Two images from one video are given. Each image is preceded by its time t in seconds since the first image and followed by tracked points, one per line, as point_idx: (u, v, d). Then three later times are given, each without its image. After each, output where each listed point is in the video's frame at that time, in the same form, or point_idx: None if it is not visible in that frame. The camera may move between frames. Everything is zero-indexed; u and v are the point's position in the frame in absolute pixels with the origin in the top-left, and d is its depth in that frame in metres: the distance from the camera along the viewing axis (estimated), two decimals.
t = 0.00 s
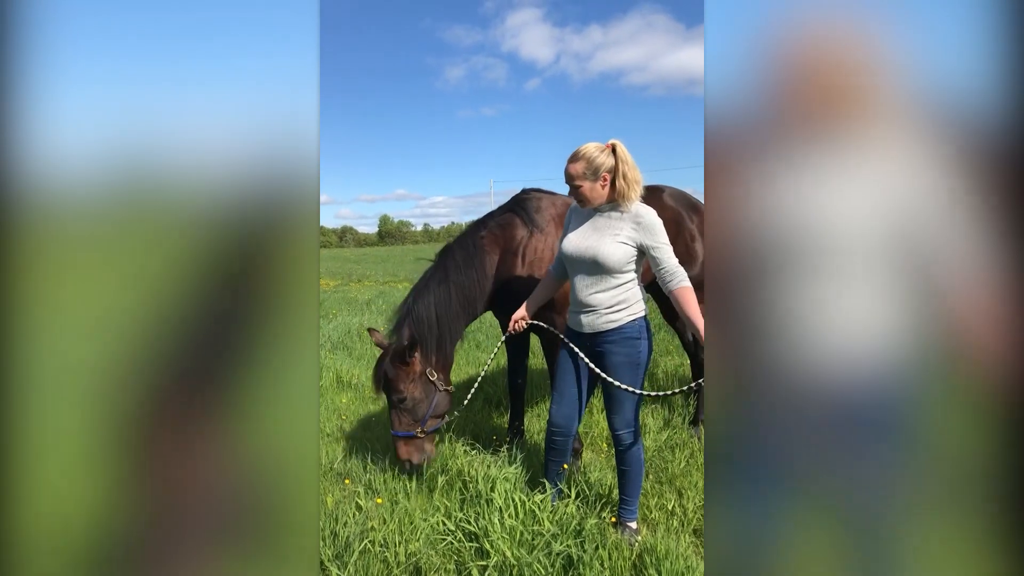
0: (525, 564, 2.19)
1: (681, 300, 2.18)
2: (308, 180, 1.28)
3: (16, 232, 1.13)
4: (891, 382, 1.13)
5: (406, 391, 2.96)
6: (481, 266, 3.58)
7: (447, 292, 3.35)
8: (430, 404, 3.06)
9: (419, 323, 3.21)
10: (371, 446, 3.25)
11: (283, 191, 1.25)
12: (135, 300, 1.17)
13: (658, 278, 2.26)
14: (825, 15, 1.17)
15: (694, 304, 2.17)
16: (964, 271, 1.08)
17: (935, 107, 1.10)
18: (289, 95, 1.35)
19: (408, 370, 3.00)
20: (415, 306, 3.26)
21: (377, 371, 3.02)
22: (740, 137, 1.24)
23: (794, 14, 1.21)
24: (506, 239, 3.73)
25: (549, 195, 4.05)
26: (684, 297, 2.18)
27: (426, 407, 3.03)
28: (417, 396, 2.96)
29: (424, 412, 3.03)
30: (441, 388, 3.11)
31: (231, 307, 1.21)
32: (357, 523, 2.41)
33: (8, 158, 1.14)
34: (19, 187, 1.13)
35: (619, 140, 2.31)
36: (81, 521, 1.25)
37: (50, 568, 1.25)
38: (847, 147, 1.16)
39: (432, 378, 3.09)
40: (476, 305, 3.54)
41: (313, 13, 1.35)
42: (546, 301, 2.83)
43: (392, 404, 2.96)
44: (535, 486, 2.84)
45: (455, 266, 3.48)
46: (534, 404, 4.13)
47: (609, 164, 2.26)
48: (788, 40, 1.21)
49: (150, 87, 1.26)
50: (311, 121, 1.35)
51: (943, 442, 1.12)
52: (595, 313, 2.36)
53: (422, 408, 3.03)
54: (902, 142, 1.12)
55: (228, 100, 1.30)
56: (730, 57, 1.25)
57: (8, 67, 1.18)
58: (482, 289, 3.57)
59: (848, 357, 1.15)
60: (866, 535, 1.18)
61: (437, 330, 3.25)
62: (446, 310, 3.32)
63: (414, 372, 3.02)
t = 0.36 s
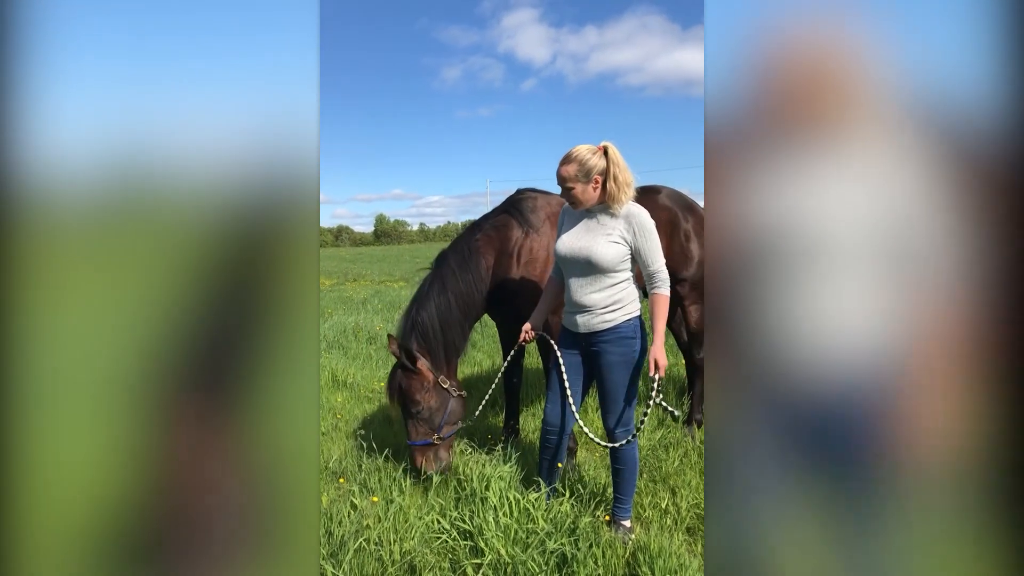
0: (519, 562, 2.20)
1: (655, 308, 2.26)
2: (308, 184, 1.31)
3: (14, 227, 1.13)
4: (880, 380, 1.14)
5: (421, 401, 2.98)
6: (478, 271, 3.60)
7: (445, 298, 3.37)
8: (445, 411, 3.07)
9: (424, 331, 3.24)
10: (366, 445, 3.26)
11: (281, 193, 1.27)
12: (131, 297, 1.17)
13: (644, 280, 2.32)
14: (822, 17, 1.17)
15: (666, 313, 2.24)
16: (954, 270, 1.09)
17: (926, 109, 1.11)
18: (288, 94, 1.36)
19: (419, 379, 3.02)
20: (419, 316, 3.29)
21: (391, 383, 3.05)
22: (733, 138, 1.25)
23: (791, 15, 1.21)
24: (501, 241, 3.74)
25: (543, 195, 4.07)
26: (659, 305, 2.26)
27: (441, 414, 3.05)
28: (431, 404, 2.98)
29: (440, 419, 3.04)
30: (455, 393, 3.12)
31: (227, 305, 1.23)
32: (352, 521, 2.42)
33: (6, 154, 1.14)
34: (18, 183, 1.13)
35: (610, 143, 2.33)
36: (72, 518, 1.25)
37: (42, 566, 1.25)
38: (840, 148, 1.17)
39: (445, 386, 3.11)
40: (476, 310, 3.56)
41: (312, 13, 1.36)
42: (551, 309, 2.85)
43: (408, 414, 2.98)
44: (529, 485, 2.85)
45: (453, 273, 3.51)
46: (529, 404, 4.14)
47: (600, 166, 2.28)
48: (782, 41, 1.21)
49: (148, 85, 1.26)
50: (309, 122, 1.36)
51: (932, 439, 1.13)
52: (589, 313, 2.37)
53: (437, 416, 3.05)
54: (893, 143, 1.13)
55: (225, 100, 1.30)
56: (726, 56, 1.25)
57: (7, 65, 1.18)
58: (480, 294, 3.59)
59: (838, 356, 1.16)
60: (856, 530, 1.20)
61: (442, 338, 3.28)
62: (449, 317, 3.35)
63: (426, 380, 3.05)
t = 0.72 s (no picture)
0: (518, 562, 2.21)
1: (643, 310, 2.27)
2: (308, 186, 1.31)
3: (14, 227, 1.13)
4: (875, 379, 1.15)
5: (442, 405, 2.93)
6: (479, 273, 3.48)
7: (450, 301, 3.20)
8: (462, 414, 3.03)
9: (433, 338, 3.04)
10: (365, 446, 3.27)
11: (281, 194, 1.28)
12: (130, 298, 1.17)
13: (641, 281, 2.33)
14: (818, 22, 1.18)
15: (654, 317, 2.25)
16: (952, 272, 1.09)
17: (922, 110, 1.11)
18: (288, 95, 1.37)
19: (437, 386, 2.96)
20: (425, 321, 3.08)
21: (408, 389, 2.95)
22: (732, 139, 1.26)
23: (787, 19, 1.22)
24: (498, 243, 3.74)
25: (540, 196, 4.09)
26: (647, 308, 2.26)
27: (459, 419, 3.01)
28: (451, 409, 2.94)
29: (458, 423, 3.00)
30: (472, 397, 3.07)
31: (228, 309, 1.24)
32: (351, 522, 2.43)
33: (5, 155, 1.14)
34: (16, 186, 1.13)
35: (610, 144, 2.33)
36: (72, 518, 1.25)
37: (43, 566, 1.26)
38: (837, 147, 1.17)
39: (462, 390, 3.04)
40: (480, 313, 3.42)
41: (312, 14, 1.37)
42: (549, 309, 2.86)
43: (427, 421, 2.92)
44: (528, 484, 2.86)
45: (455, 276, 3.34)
46: (528, 404, 4.15)
47: (599, 168, 2.28)
48: (779, 45, 1.23)
49: (147, 88, 1.27)
50: (308, 124, 1.37)
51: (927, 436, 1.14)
52: (589, 313, 2.38)
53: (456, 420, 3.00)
54: (890, 144, 1.13)
55: (226, 103, 1.31)
56: (724, 60, 1.26)
57: (8, 67, 1.18)
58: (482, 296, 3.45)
59: (834, 355, 1.18)
60: (852, 528, 1.21)
61: (450, 342, 3.11)
62: (455, 322, 3.18)
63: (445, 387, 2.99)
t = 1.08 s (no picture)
0: (520, 560, 2.22)
1: (649, 309, 2.27)
2: (311, 185, 1.33)
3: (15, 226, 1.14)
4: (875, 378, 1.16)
5: (449, 407, 2.92)
6: (485, 272, 3.47)
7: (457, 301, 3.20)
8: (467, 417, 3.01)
9: (439, 338, 3.04)
10: (367, 444, 3.28)
11: (284, 193, 1.29)
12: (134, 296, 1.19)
13: (643, 281, 2.34)
14: (819, 22, 1.19)
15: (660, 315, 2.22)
16: (951, 272, 1.09)
17: (921, 110, 1.12)
18: (290, 96, 1.38)
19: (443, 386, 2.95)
20: (431, 320, 3.08)
21: (415, 387, 2.93)
22: (730, 138, 1.26)
23: (788, 19, 1.22)
24: (503, 243, 3.73)
25: (544, 196, 4.10)
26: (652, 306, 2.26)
27: (463, 423, 3.00)
28: (456, 409, 2.92)
29: (461, 428, 2.99)
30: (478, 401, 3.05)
31: (232, 307, 1.25)
32: (353, 519, 2.44)
33: (6, 154, 1.15)
34: (22, 184, 1.14)
35: (614, 143, 2.33)
36: (77, 513, 1.27)
37: (47, 561, 1.27)
38: (837, 146, 1.18)
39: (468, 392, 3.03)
40: (485, 312, 3.42)
41: (315, 15, 1.38)
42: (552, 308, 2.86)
43: (431, 419, 2.90)
44: (530, 482, 2.87)
45: (461, 275, 3.34)
46: (530, 403, 4.16)
47: (603, 167, 2.29)
48: (780, 45, 1.23)
49: (150, 87, 1.27)
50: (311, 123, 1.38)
51: (924, 434, 1.15)
52: (592, 312, 2.38)
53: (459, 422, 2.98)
54: (890, 145, 1.13)
55: (229, 102, 1.32)
56: (727, 59, 1.26)
57: (14, 67, 1.19)
58: (488, 296, 3.46)
59: (834, 355, 1.18)
60: (853, 526, 1.21)
61: (458, 342, 3.12)
62: (461, 321, 3.18)
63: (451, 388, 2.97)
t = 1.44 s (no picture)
0: (518, 562, 2.22)
1: (646, 312, 2.28)
2: (310, 186, 1.33)
3: (13, 228, 1.13)
4: (871, 379, 1.16)
5: (453, 405, 2.92)
6: (484, 273, 3.47)
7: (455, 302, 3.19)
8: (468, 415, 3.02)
9: (439, 338, 3.04)
10: (366, 446, 3.28)
11: (285, 194, 1.29)
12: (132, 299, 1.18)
13: (641, 283, 2.34)
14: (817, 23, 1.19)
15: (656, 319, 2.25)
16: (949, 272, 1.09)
17: (921, 111, 1.12)
18: (289, 98, 1.38)
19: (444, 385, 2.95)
20: (431, 321, 3.08)
21: (418, 389, 2.89)
22: (730, 137, 1.26)
23: (787, 20, 1.22)
24: (502, 244, 3.73)
25: (543, 198, 4.10)
26: (650, 309, 2.27)
27: (466, 421, 3.01)
28: (458, 407, 2.93)
29: (464, 426, 3.00)
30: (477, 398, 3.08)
31: (230, 310, 1.25)
32: (351, 521, 2.44)
33: (6, 156, 1.15)
34: (20, 186, 1.14)
35: (612, 145, 2.34)
36: (74, 517, 1.26)
37: (44, 565, 1.26)
38: (837, 146, 1.18)
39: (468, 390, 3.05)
40: (485, 314, 3.42)
41: (314, 17, 1.38)
42: (551, 310, 2.87)
43: (434, 419, 2.88)
44: (528, 484, 2.87)
45: (460, 276, 3.34)
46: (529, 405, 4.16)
47: (601, 169, 2.29)
48: (779, 46, 1.23)
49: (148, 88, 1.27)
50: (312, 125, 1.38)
51: (922, 434, 1.15)
52: (590, 314, 2.38)
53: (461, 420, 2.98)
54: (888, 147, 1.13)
55: (228, 104, 1.32)
56: (725, 60, 1.27)
57: (13, 69, 1.19)
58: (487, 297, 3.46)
59: (832, 355, 1.18)
60: (851, 527, 1.21)
61: (457, 343, 3.11)
62: (460, 321, 3.19)
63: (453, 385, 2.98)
